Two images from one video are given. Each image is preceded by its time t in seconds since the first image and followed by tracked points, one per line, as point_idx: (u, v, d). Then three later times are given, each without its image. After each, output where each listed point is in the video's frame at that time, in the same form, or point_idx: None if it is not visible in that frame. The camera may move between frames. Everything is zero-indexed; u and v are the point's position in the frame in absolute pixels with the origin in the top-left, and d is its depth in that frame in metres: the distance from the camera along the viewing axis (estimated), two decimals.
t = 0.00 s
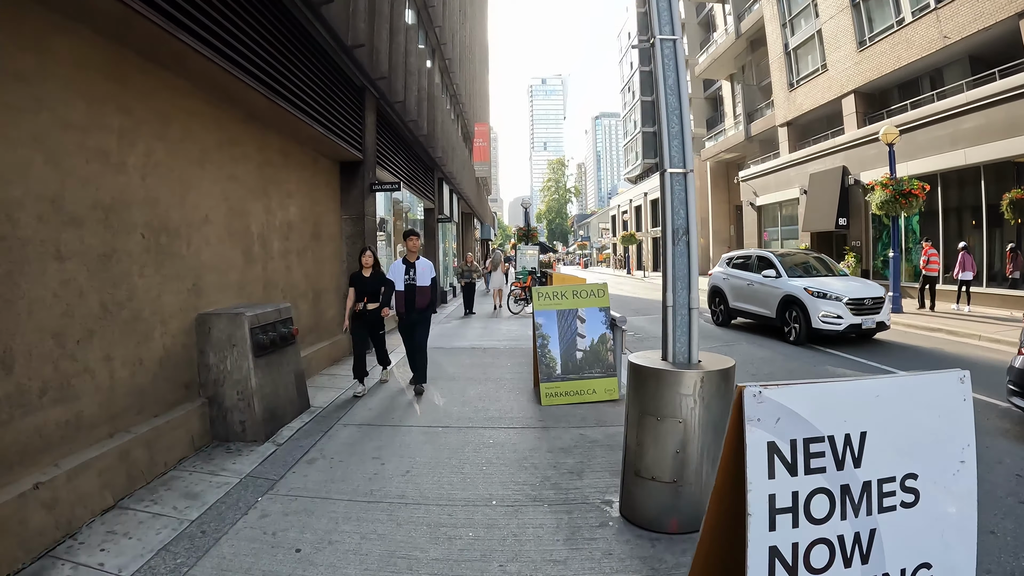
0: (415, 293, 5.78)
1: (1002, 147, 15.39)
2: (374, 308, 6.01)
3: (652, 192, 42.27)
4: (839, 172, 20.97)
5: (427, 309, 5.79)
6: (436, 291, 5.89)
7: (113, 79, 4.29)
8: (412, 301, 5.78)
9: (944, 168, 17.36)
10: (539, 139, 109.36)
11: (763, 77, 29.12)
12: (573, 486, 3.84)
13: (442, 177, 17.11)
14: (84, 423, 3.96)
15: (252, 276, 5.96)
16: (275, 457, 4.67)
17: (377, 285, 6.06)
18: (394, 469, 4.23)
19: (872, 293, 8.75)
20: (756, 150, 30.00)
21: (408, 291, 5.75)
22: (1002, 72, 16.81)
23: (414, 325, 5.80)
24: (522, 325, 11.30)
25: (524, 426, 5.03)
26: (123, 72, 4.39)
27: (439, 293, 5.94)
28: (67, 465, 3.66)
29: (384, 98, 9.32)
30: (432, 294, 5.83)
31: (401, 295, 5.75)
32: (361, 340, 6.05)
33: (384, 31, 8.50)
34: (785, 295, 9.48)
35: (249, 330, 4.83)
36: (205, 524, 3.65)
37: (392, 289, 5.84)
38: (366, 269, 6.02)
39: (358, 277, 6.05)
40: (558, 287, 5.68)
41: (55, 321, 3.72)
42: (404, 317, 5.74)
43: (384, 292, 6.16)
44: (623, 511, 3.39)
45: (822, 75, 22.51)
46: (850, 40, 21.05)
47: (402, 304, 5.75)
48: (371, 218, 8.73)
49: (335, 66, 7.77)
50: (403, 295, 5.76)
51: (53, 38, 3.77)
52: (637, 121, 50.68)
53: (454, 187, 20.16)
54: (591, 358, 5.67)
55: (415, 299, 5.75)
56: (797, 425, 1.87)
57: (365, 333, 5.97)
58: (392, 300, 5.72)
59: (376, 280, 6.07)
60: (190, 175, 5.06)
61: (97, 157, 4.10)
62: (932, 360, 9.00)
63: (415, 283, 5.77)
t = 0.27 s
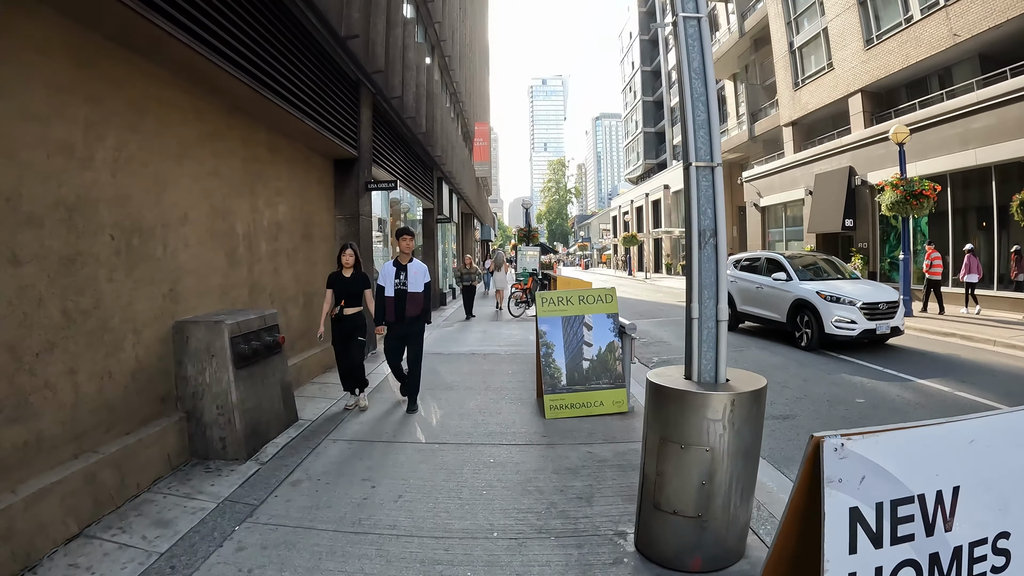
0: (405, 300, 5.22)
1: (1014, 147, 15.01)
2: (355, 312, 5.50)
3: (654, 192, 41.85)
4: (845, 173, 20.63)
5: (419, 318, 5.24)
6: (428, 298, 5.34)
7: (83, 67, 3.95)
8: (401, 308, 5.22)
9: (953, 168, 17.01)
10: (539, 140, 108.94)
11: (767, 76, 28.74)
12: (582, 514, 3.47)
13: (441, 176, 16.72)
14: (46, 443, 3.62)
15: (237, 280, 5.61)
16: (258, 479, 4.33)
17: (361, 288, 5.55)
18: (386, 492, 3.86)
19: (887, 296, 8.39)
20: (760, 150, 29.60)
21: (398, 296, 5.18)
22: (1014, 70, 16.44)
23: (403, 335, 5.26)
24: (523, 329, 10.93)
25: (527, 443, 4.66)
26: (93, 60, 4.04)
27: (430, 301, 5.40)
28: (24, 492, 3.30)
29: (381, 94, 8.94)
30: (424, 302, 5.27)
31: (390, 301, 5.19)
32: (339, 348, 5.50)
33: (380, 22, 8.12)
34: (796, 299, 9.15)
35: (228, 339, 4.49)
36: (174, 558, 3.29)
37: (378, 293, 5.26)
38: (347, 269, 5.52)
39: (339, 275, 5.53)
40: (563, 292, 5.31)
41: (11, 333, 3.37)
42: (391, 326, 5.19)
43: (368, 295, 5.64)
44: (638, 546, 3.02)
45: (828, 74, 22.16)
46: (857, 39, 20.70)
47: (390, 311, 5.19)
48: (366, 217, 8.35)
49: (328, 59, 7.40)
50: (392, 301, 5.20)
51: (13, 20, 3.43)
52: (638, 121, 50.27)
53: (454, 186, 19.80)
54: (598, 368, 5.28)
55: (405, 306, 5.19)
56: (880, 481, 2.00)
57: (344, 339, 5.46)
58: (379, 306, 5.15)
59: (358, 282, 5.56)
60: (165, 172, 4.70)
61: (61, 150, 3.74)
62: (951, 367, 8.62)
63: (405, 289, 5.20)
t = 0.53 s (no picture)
0: (386, 312, 4.71)
1: None
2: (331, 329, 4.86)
3: (655, 194, 41.47)
4: (850, 174, 20.32)
5: (402, 332, 4.73)
6: (412, 308, 4.82)
7: (41, 55, 3.62)
8: (381, 321, 4.71)
9: (962, 169, 16.66)
10: (539, 141, 108.61)
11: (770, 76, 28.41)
12: (585, 549, 3.12)
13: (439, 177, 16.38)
14: None
15: (216, 285, 5.28)
16: (231, 504, 3.99)
17: (338, 301, 4.91)
18: (369, 522, 3.52)
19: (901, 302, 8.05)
20: (763, 151, 29.24)
21: (378, 308, 4.68)
22: None
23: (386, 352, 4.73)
24: (523, 334, 10.56)
25: (525, 462, 4.31)
26: (54, 49, 3.72)
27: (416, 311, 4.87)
28: None
29: (374, 90, 8.58)
30: (408, 314, 4.75)
31: (369, 314, 4.68)
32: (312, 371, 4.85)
33: (373, 15, 7.77)
34: (805, 304, 8.83)
35: (201, 350, 4.18)
36: None
37: (358, 305, 4.80)
38: (320, 281, 4.87)
39: (311, 289, 4.86)
40: (564, 299, 4.97)
41: None
42: (372, 342, 4.69)
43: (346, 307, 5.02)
44: None
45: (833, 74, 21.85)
46: (862, 37, 20.38)
47: (370, 326, 4.68)
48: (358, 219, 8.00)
49: (318, 53, 7.05)
50: (371, 314, 4.69)
51: None
52: (639, 122, 49.94)
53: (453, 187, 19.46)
54: (601, 380, 4.93)
55: (387, 319, 4.68)
56: None
57: (317, 361, 4.82)
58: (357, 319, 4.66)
59: (335, 294, 4.90)
60: (134, 170, 4.38)
61: (16, 145, 3.42)
62: (968, 375, 8.27)
63: (387, 300, 4.70)
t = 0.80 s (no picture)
0: (354, 321, 4.17)
1: None
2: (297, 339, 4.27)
3: (655, 194, 41.07)
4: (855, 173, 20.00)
5: (372, 344, 4.19)
6: (385, 316, 4.28)
7: None
8: (349, 332, 4.17)
9: (971, 168, 16.28)
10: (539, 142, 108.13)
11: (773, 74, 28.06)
12: None
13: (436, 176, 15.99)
14: None
15: (189, 287, 4.92)
16: (198, 527, 3.64)
17: (302, 306, 4.30)
18: (345, 551, 3.16)
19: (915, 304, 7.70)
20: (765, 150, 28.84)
21: (344, 317, 4.14)
22: None
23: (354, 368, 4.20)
24: (520, 337, 10.20)
25: (519, 481, 3.96)
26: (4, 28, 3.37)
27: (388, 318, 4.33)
28: None
29: (366, 84, 8.21)
30: (379, 322, 4.21)
31: (335, 325, 4.15)
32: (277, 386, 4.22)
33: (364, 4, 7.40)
34: (814, 307, 8.47)
35: (164, 359, 3.83)
36: None
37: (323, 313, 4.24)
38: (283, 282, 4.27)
39: (272, 291, 4.26)
40: (562, 303, 4.63)
41: None
42: (338, 356, 4.14)
43: (311, 314, 4.41)
44: None
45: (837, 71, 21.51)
46: (868, 34, 20.04)
47: (335, 337, 4.12)
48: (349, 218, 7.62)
49: (305, 43, 6.68)
50: (338, 324, 4.15)
51: None
52: (639, 122, 49.52)
53: (451, 186, 19.11)
54: (602, 391, 4.57)
55: (354, 329, 4.13)
56: None
57: (282, 375, 4.20)
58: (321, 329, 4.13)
59: (299, 298, 4.28)
60: (97, 162, 4.03)
61: None
62: (985, 382, 7.91)
63: (354, 308, 4.15)
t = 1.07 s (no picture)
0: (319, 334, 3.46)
1: None
2: (250, 357, 3.61)
3: (657, 194, 40.72)
4: (861, 171, 19.66)
5: (341, 362, 3.45)
6: (357, 328, 3.54)
7: None
8: (315, 346, 3.46)
9: (980, 167, 15.93)
10: (539, 142, 107.84)
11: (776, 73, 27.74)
12: None
13: (434, 175, 15.63)
14: None
15: (165, 289, 4.60)
16: (162, 552, 3.31)
17: (252, 320, 3.59)
18: None
19: (931, 307, 7.37)
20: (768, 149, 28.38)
21: (309, 329, 3.44)
22: None
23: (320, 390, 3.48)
24: (519, 339, 9.86)
25: (517, 500, 3.64)
26: None
27: (363, 330, 3.60)
28: None
29: (359, 78, 7.86)
30: (349, 335, 3.47)
31: (297, 337, 3.45)
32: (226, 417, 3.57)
33: None
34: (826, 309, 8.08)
35: (129, 369, 3.51)
36: None
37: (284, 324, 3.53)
38: (230, 292, 3.58)
39: (217, 304, 3.56)
40: (564, 306, 4.28)
41: None
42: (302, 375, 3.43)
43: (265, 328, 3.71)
44: None
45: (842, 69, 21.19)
46: (873, 31, 19.72)
47: (298, 354, 3.42)
48: (340, 216, 7.27)
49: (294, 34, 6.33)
50: (301, 336, 3.45)
51: None
52: (641, 121, 49.16)
53: (450, 186, 18.79)
54: (607, 401, 4.25)
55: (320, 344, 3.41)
56: None
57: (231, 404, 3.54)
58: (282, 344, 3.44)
59: (247, 311, 3.58)
60: (63, 156, 3.71)
61: None
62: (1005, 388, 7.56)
63: (320, 318, 3.44)
